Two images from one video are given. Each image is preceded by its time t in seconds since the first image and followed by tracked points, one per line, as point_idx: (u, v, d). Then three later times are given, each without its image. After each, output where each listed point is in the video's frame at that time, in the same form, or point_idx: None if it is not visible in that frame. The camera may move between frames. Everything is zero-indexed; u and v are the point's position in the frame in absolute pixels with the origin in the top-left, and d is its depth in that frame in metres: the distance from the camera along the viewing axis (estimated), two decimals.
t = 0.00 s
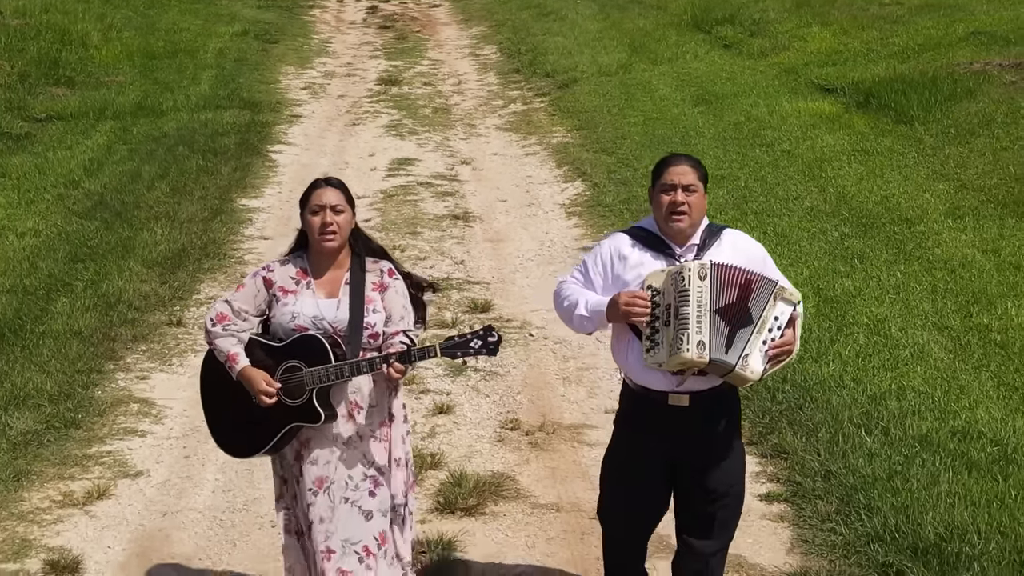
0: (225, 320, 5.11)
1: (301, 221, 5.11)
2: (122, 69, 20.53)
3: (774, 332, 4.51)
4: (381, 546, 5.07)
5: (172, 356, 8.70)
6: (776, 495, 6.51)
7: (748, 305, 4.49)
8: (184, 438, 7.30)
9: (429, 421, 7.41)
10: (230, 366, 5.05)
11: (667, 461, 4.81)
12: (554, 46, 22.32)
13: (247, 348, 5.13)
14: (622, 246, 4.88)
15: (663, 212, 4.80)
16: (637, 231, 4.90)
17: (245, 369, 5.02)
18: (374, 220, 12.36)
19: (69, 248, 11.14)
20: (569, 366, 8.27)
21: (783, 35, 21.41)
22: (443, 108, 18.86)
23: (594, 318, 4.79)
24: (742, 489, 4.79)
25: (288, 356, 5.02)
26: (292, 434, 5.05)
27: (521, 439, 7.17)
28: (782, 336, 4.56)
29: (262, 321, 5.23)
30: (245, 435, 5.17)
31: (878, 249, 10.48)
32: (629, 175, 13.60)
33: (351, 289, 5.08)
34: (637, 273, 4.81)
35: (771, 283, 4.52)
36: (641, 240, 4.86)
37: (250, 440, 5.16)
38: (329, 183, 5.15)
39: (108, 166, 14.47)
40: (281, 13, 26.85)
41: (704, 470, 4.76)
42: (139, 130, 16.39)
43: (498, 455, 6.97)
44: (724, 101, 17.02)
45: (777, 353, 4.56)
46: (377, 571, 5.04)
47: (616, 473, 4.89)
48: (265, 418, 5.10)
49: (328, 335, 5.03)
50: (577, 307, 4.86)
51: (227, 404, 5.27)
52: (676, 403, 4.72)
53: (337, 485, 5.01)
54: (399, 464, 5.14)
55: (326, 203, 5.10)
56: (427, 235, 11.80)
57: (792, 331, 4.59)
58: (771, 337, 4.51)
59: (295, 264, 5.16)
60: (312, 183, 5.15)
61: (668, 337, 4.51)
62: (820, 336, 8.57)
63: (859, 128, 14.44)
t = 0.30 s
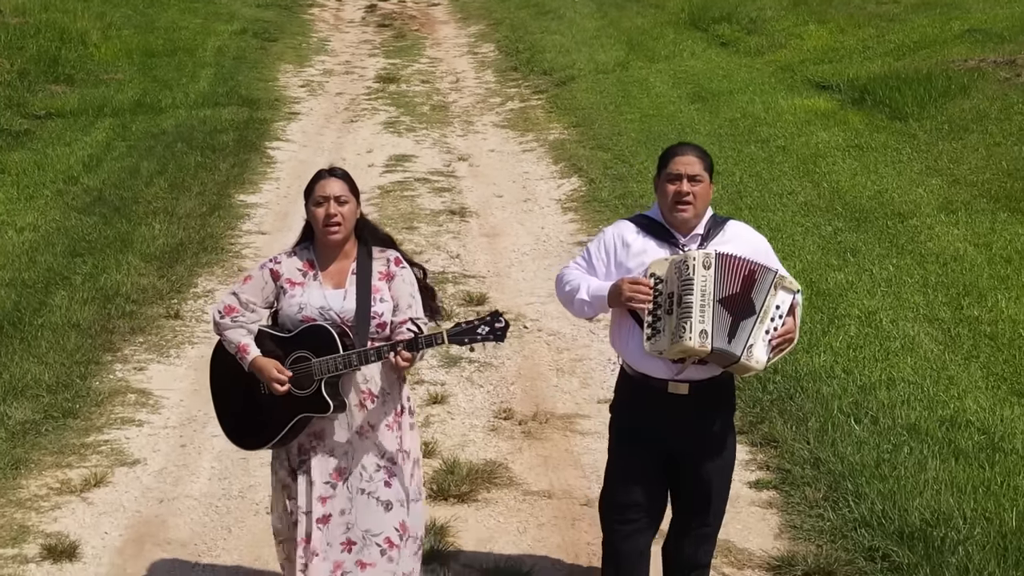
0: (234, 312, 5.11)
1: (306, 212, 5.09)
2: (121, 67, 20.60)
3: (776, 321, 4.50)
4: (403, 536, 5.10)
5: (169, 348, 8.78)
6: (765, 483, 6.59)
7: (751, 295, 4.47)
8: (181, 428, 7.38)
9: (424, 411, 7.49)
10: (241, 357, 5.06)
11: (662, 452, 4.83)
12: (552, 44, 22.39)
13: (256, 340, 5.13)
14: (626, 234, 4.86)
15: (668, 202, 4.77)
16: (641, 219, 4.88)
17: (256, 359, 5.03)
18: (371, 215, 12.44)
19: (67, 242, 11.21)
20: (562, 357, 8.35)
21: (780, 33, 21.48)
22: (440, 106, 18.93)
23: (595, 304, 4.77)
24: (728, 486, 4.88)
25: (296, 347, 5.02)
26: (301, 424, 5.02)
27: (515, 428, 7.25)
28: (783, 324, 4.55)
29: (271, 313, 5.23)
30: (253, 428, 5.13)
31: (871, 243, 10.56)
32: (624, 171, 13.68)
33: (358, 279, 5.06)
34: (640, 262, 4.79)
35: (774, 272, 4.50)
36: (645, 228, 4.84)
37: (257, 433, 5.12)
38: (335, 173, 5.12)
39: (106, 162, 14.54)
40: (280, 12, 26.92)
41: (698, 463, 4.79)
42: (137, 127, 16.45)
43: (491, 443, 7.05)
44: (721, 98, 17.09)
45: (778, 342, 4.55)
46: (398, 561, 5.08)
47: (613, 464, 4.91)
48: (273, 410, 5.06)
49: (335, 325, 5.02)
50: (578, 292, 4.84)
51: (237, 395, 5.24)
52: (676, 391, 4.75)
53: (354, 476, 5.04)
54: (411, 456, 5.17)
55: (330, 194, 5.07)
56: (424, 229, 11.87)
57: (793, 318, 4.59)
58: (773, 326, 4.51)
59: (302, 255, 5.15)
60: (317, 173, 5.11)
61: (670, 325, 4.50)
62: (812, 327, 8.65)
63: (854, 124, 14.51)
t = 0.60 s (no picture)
0: (230, 302, 5.07)
1: (301, 202, 5.04)
2: (120, 65, 20.68)
3: (768, 309, 4.45)
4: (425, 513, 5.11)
5: (165, 340, 8.85)
6: (754, 471, 6.66)
7: (744, 284, 4.41)
8: (177, 418, 7.45)
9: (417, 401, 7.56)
10: (236, 348, 5.01)
11: (652, 443, 4.74)
12: (549, 42, 22.47)
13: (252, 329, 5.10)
14: (612, 225, 4.77)
15: (657, 193, 4.70)
16: (628, 211, 4.79)
17: (252, 351, 4.97)
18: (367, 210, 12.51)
19: (65, 237, 11.28)
20: (555, 349, 8.43)
21: (777, 31, 21.55)
22: (438, 103, 19.00)
23: (584, 295, 4.71)
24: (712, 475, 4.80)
25: (293, 336, 4.98)
26: (296, 414, 5.00)
27: (507, 418, 7.32)
28: (774, 309, 4.51)
29: (267, 302, 5.20)
30: (247, 416, 5.08)
31: (864, 237, 10.64)
32: (620, 167, 13.75)
33: (354, 269, 5.05)
34: (628, 254, 4.71)
35: (761, 261, 4.44)
36: (632, 219, 4.76)
37: (250, 422, 5.07)
38: (330, 163, 5.07)
39: (104, 158, 14.61)
40: (279, 10, 27.00)
41: (689, 451, 4.73)
42: (136, 124, 16.53)
43: (483, 432, 7.12)
44: (716, 95, 17.16)
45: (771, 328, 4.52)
46: (423, 537, 5.12)
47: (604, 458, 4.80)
48: (268, 400, 5.01)
49: (333, 315, 5.01)
50: (565, 284, 4.78)
51: (231, 385, 5.18)
52: (668, 382, 4.66)
53: (360, 464, 5.06)
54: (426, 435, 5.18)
55: (326, 184, 5.02)
56: (419, 224, 11.95)
57: (783, 303, 4.54)
58: (766, 314, 4.45)
59: (297, 245, 5.13)
60: (312, 163, 5.06)
61: (663, 317, 4.43)
62: (803, 319, 8.72)
63: (849, 121, 14.58)
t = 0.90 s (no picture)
0: (214, 298, 5.01)
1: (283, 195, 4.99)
2: (118, 62, 20.75)
3: (747, 290, 4.51)
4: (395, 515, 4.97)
5: (160, 331, 8.92)
6: (741, 458, 6.73)
7: (723, 269, 4.45)
8: (170, 407, 7.51)
9: (409, 391, 7.63)
10: (222, 343, 4.94)
11: (638, 438, 4.73)
12: (546, 39, 22.53)
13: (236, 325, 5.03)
14: (584, 219, 4.76)
15: (627, 184, 4.69)
16: (597, 203, 4.79)
17: (238, 345, 4.91)
18: (362, 205, 12.57)
19: (62, 230, 11.33)
20: (547, 340, 8.49)
21: (773, 29, 21.61)
22: (434, 100, 19.06)
23: (561, 291, 4.66)
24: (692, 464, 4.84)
25: (279, 331, 4.93)
26: (284, 409, 4.94)
27: (498, 407, 7.38)
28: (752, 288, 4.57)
29: (249, 298, 5.15)
30: (235, 412, 5.02)
31: (855, 230, 10.70)
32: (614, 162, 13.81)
33: (339, 262, 5.00)
34: (602, 247, 4.70)
35: (733, 242, 4.49)
36: (603, 212, 4.76)
37: (238, 419, 5.01)
38: (314, 157, 5.01)
39: (101, 154, 14.67)
40: (277, 8, 27.06)
41: (673, 446, 4.74)
42: (133, 121, 16.59)
43: (474, 421, 7.18)
44: (712, 92, 17.22)
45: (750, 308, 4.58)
46: (392, 541, 4.97)
47: (585, 451, 4.77)
48: (255, 395, 4.96)
49: (318, 309, 4.96)
50: (542, 282, 4.73)
51: (217, 380, 5.14)
52: (649, 375, 4.65)
53: (332, 462, 4.95)
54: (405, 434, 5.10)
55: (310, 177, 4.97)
56: (414, 219, 12.01)
57: (760, 282, 4.60)
58: (746, 295, 4.51)
59: (279, 240, 5.07)
60: (298, 156, 5.01)
61: (643, 309, 4.46)
62: (793, 311, 8.78)
63: (842, 117, 14.64)
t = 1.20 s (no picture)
0: (190, 290, 4.91)
1: (262, 187, 4.89)
2: (116, 60, 20.81)
3: (711, 275, 4.55)
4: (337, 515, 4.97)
5: (155, 325, 8.98)
6: (729, 449, 6.79)
7: (688, 255, 4.49)
8: (164, 399, 7.58)
9: (401, 383, 7.68)
10: (197, 336, 4.86)
11: (610, 430, 4.76)
12: (543, 38, 22.58)
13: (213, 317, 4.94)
14: (551, 210, 4.77)
15: (593, 176, 4.69)
16: (564, 195, 4.80)
17: (213, 339, 4.83)
18: (358, 201, 12.63)
19: (58, 226, 11.38)
20: (539, 333, 8.55)
21: (769, 27, 21.68)
22: (431, 98, 19.12)
23: (531, 284, 4.64)
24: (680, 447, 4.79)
25: (256, 322, 4.83)
26: (260, 402, 4.85)
27: (489, 399, 7.44)
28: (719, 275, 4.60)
29: (226, 289, 5.05)
30: (212, 406, 4.94)
31: (847, 226, 10.76)
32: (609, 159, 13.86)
33: (317, 252, 4.91)
34: (570, 238, 4.72)
35: (698, 228, 4.53)
36: (570, 204, 4.77)
37: (215, 412, 4.93)
38: (292, 149, 4.94)
39: (98, 151, 14.72)
40: (275, 6, 27.11)
41: (643, 437, 4.74)
42: (131, 118, 16.64)
43: (465, 412, 7.24)
44: (708, 90, 17.27)
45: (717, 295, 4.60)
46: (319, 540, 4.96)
47: (557, 445, 4.81)
48: (232, 389, 4.88)
49: (296, 299, 4.86)
50: (510, 275, 4.70)
51: (196, 376, 5.05)
52: (619, 366, 4.65)
53: (291, 457, 4.88)
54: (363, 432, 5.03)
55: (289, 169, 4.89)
56: (409, 214, 12.06)
57: (725, 269, 4.63)
58: (711, 281, 4.55)
59: (256, 230, 4.97)
60: (275, 149, 4.95)
61: (613, 298, 4.48)
62: (783, 304, 8.83)
63: (836, 114, 14.70)
